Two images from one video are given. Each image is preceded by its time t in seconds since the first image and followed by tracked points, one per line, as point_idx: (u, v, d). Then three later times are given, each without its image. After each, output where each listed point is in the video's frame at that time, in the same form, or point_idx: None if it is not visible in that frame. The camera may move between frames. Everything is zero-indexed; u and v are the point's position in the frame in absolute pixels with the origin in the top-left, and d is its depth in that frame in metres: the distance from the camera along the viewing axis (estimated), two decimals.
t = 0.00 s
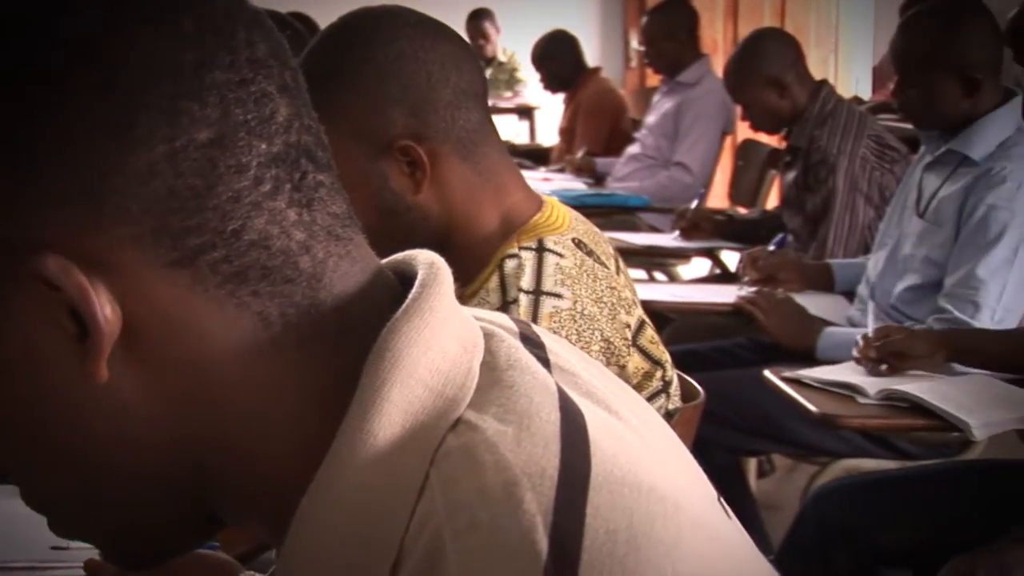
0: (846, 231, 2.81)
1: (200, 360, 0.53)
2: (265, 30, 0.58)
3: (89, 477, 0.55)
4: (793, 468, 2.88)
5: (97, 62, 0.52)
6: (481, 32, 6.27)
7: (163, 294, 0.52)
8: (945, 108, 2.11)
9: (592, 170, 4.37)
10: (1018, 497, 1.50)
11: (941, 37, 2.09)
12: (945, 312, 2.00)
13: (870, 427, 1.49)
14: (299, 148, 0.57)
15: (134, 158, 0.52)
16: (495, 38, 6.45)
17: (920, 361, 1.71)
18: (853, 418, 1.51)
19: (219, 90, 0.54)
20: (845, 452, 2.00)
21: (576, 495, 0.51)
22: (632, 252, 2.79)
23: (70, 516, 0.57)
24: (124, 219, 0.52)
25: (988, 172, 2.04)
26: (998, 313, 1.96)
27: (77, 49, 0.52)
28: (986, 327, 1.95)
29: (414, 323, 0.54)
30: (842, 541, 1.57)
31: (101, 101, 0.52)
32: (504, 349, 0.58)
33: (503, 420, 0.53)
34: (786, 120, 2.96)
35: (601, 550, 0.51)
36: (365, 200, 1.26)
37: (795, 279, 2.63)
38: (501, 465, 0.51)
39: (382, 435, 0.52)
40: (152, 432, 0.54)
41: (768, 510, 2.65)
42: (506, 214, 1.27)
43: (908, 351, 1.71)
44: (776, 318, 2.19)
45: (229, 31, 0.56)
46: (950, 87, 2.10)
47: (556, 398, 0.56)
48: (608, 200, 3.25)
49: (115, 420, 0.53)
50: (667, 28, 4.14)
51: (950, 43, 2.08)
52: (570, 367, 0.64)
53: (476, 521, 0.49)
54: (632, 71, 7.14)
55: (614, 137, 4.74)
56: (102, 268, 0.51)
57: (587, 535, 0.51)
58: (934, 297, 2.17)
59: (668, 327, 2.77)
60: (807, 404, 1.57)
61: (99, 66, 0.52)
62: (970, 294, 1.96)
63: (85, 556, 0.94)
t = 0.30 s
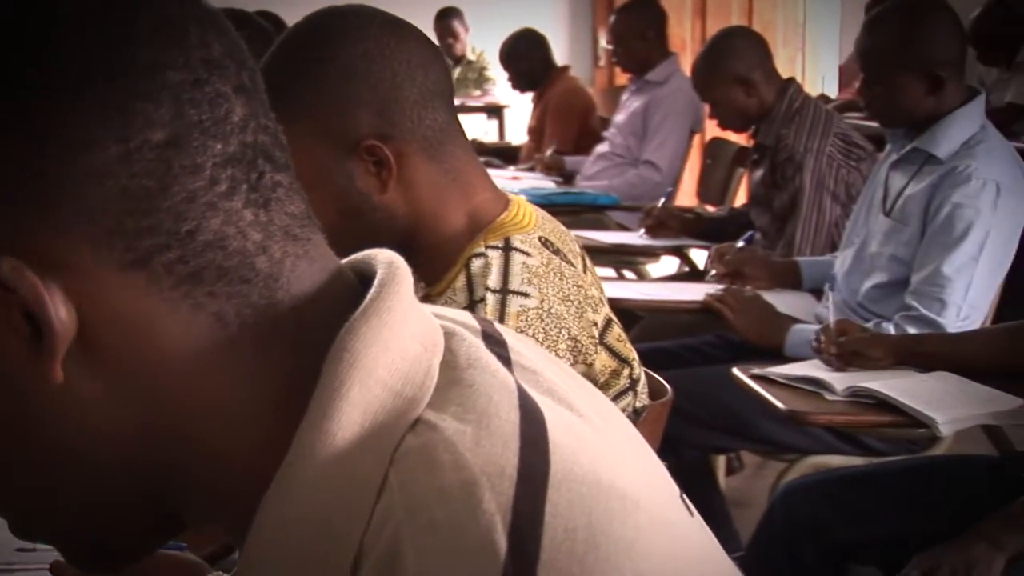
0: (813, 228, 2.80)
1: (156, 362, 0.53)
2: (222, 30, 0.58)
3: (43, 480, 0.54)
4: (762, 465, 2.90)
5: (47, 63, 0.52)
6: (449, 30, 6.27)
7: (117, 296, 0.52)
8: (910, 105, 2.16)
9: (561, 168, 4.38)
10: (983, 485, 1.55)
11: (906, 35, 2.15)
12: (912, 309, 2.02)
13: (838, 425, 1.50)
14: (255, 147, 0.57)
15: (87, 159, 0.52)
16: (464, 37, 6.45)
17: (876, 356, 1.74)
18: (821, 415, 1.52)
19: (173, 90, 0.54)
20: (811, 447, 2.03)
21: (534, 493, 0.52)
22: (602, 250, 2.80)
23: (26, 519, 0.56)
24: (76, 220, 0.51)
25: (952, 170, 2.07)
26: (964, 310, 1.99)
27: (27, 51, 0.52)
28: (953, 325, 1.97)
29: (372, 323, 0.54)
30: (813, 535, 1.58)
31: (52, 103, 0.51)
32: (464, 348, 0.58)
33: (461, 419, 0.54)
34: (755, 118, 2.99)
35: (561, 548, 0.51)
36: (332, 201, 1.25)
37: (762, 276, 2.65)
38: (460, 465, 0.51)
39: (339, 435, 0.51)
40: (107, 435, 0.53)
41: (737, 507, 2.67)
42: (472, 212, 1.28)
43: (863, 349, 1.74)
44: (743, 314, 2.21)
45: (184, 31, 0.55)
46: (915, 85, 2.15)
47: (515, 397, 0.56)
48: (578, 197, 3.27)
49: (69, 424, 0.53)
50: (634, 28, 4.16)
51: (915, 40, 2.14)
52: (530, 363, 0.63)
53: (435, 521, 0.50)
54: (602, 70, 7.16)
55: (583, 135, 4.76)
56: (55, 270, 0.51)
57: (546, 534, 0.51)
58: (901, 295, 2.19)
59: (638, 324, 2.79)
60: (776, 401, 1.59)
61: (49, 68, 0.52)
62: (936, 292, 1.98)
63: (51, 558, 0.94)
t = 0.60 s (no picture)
0: (788, 228, 2.81)
1: (128, 364, 0.53)
2: (191, 31, 0.58)
3: (11, 484, 0.54)
4: (736, 465, 2.92)
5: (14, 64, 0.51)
6: (424, 30, 6.28)
7: (88, 298, 0.52)
8: (885, 98, 2.20)
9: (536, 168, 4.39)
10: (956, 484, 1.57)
11: (887, 26, 2.20)
12: (885, 309, 2.04)
13: (813, 424, 1.51)
14: (225, 148, 0.57)
15: (56, 161, 0.51)
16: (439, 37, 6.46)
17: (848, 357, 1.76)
18: (796, 414, 1.53)
19: (143, 92, 0.54)
20: (785, 446, 2.05)
21: (506, 494, 0.52)
22: (576, 249, 2.81)
23: None
24: (46, 222, 0.51)
25: (924, 170, 2.09)
26: (936, 309, 2.01)
27: None
28: (925, 324, 1.99)
29: (344, 323, 0.54)
30: (787, 533, 1.60)
31: (21, 104, 0.51)
32: (435, 349, 0.59)
33: (433, 420, 0.54)
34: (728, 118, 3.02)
35: (533, 547, 0.51)
36: (306, 202, 1.25)
37: (737, 275, 2.67)
38: (431, 465, 0.51)
39: (311, 437, 0.51)
40: (77, 439, 0.53)
41: (713, 506, 2.68)
42: (446, 213, 1.28)
43: (835, 348, 1.76)
44: (718, 313, 2.22)
45: (153, 33, 0.55)
46: (892, 78, 2.19)
47: (487, 398, 0.56)
48: (554, 197, 3.27)
49: (40, 428, 0.52)
50: (609, 28, 4.18)
51: (894, 34, 2.18)
52: (502, 364, 0.63)
53: (407, 522, 0.50)
54: (578, 70, 7.19)
55: (559, 136, 4.78)
56: (24, 272, 0.51)
57: (517, 534, 0.51)
58: (873, 294, 2.21)
59: (613, 324, 2.80)
60: (750, 400, 1.60)
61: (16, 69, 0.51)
62: (909, 291, 2.00)
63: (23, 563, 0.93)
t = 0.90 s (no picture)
0: (756, 228, 2.83)
1: (90, 367, 0.53)
2: (153, 32, 0.58)
3: None
4: (706, 464, 2.94)
5: None
6: (393, 31, 6.27)
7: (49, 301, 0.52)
8: (855, 92, 2.23)
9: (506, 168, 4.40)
10: (921, 480, 1.59)
11: (861, 21, 2.23)
12: (853, 308, 2.06)
13: (782, 422, 1.53)
14: (189, 151, 0.57)
15: (15, 163, 0.51)
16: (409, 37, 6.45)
17: (814, 356, 1.77)
18: (764, 412, 1.55)
19: (105, 95, 0.53)
20: (754, 444, 2.05)
21: (473, 494, 0.52)
22: (546, 250, 2.82)
23: None
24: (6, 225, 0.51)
25: (891, 169, 2.12)
26: (903, 308, 2.03)
27: None
28: (892, 323, 2.02)
29: (310, 325, 0.54)
30: (757, 531, 1.60)
31: None
32: (401, 350, 0.59)
33: (400, 421, 0.54)
34: (697, 118, 3.05)
35: (499, 548, 0.52)
36: (274, 204, 1.24)
37: (705, 274, 2.69)
38: (398, 467, 0.52)
39: (277, 440, 0.51)
40: (40, 442, 0.53)
41: (683, 505, 2.70)
42: (414, 213, 1.28)
43: (801, 348, 1.78)
44: (687, 313, 2.23)
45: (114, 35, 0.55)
46: (862, 72, 2.22)
47: (454, 398, 0.57)
48: (523, 197, 3.28)
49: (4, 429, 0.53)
50: (579, 27, 4.19)
51: (867, 29, 2.22)
52: (469, 364, 0.63)
53: (373, 523, 0.50)
54: (547, 70, 7.21)
55: (529, 136, 4.79)
56: None
57: (484, 535, 0.52)
58: (841, 293, 2.23)
59: (583, 324, 2.81)
60: (719, 399, 1.61)
61: None
62: (876, 291, 2.02)
63: None
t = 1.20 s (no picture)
0: (726, 227, 2.84)
1: (54, 371, 0.52)
2: (115, 33, 0.57)
3: None
4: (676, 463, 2.96)
5: None
6: (362, 31, 6.25)
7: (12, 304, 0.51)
8: (823, 89, 2.25)
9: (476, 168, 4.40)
10: (887, 477, 1.61)
11: (829, 19, 2.25)
12: (822, 306, 2.08)
13: (750, 420, 1.54)
14: (152, 152, 0.56)
15: None
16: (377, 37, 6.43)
17: (781, 354, 1.78)
18: (733, 411, 1.56)
19: (67, 96, 0.53)
20: (727, 443, 2.06)
21: (440, 494, 0.52)
22: (516, 250, 2.82)
23: None
24: None
25: (859, 169, 2.14)
26: (872, 306, 2.05)
27: None
28: (862, 321, 2.03)
29: (277, 326, 0.54)
30: (725, 529, 1.62)
31: None
32: (367, 351, 0.59)
33: (367, 422, 0.54)
34: (666, 117, 3.06)
35: (467, 547, 0.52)
36: (241, 204, 1.23)
37: (676, 273, 2.70)
38: (364, 467, 0.52)
39: (242, 442, 0.51)
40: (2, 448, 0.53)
41: (654, 504, 2.72)
42: (383, 213, 1.28)
43: (769, 347, 1.79)
44: (657, 312, 2.25)
45: (75, 35, 0.54)
46: (830, 69, 2.24)
47: (421, 399, 0.57)
48: (493, 198, 3.28)
49: None
50: (548, 27, 4.19)
51: (834, 27, 2.24)
52: (437, 365, 0.63)
53: (339, 525, 0.50)
54: (517, 70, 7.22)
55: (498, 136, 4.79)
56: None
57: (452, 536, 0.52)
58: (809, 292, 2.25)
59: (553, 324, 2.82)
60: (689, 398, 1.62)
61: None
62: (845, 289, 2.05)
63: None
